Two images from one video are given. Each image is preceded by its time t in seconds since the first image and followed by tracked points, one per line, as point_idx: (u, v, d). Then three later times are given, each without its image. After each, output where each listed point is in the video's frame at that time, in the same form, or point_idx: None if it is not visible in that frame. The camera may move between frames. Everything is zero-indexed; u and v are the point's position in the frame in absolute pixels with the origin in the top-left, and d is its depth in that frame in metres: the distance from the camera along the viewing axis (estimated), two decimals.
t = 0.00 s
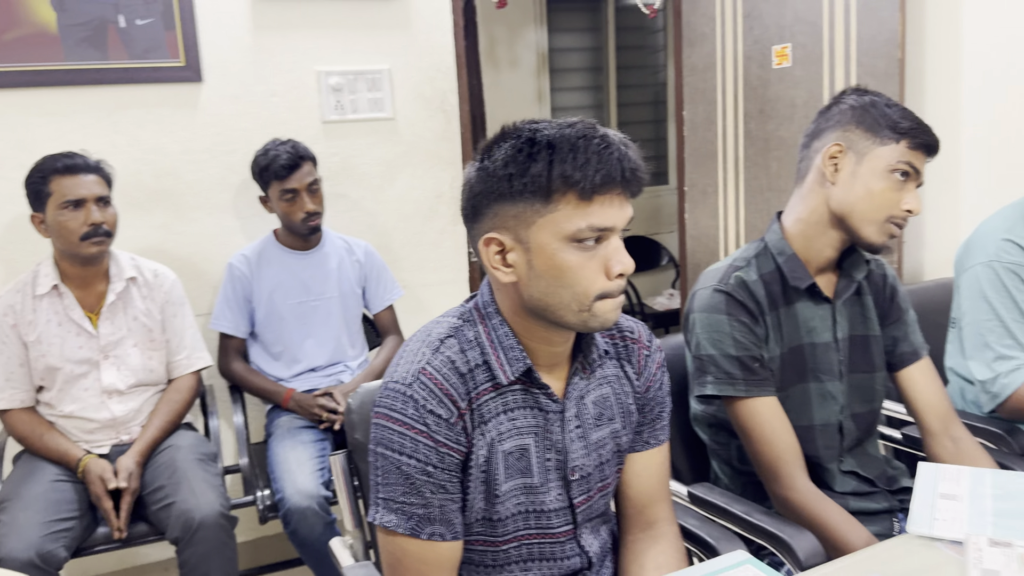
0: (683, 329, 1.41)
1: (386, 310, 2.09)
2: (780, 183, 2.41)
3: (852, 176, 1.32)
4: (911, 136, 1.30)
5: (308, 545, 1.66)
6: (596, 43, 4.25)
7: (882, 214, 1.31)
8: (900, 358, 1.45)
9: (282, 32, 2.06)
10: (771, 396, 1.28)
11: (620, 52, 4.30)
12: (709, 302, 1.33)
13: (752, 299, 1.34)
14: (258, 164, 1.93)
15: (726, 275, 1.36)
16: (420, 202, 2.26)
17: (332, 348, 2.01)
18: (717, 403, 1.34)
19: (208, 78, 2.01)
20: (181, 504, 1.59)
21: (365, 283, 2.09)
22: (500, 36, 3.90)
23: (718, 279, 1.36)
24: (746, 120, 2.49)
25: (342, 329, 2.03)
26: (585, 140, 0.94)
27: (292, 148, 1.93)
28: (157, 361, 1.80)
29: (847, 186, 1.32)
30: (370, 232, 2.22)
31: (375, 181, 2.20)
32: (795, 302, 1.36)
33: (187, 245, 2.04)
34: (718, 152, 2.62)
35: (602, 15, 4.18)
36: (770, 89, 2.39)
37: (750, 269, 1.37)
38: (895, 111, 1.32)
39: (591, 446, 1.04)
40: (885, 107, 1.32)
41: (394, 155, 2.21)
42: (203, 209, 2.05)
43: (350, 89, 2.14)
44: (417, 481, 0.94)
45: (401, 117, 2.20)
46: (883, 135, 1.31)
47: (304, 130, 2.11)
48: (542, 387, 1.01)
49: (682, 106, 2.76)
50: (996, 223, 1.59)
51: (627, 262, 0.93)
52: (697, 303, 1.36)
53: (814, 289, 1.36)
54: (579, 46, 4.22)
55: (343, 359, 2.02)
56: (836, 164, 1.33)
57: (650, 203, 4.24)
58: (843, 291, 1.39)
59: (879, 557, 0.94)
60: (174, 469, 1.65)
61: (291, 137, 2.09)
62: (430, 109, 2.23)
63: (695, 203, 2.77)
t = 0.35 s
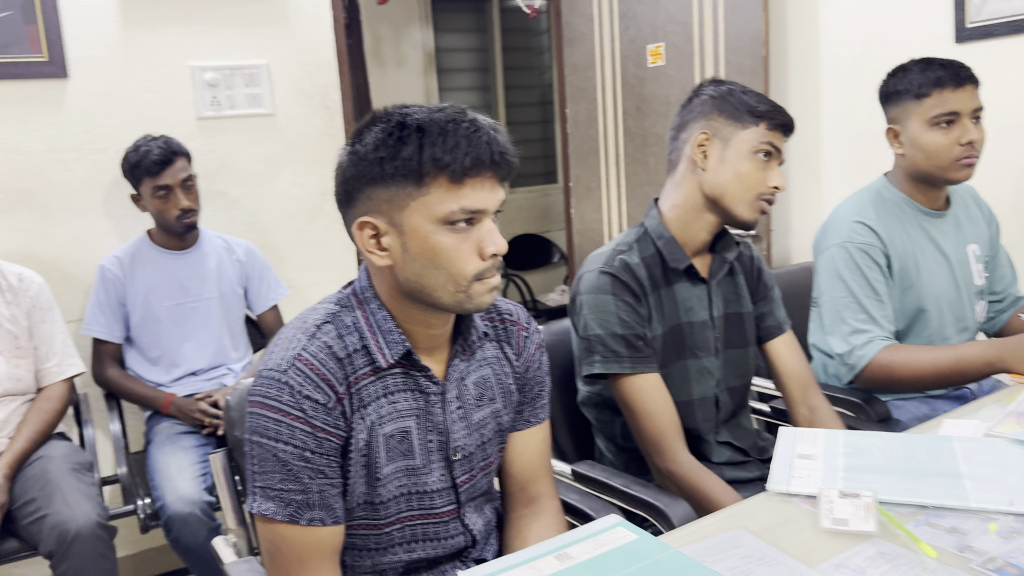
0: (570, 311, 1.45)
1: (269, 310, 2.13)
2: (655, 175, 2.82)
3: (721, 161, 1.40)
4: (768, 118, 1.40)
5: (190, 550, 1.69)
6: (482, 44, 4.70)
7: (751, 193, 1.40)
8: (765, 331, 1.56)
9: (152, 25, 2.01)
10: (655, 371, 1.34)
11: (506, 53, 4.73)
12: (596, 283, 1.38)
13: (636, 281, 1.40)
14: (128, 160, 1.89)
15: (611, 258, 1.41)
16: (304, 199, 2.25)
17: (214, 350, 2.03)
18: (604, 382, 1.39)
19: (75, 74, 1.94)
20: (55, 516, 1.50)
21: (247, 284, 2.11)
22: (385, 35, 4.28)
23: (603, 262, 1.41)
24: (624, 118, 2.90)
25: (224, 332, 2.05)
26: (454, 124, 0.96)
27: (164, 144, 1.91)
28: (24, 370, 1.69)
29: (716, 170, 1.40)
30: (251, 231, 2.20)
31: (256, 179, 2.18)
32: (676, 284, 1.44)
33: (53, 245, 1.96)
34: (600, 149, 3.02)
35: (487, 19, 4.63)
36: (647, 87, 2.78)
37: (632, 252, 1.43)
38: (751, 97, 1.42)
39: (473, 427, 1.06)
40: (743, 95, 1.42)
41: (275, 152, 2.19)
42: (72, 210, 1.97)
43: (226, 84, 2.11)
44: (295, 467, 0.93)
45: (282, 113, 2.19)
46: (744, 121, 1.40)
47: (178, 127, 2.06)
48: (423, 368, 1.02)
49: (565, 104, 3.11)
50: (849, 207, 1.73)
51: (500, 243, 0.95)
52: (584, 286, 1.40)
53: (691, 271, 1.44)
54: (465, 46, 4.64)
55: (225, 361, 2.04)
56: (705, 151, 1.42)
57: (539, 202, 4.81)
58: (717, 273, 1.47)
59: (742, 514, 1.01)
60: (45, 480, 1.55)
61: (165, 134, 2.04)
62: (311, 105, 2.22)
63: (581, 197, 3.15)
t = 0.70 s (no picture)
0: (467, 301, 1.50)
1: (165, 313, 2.06)
2: (553, 173, 2.97)
3: (610, 154, 1.47)
4: (656, 115, 1.47)
5: (81, 562, 1.64)
6: (383, 43, 4.68)
7: (641, 184, 1.47)
8: (661, 325, 1.62)
9: (32, 20, 1.98)
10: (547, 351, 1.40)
11: (407, 51, 4.73)
12: (484, 271, 1.44)
13: (525, 269, 1.46)
14: (5, 161, 1.80)
15: (501, 248, 1.47)
16: (196, 199, 2.27)
17: (105, 356, 1.95)
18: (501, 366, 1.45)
19: None
20: None
21: (139, 286, 2.04)
22: (282, 33, 4.23)
23: (493, 252, 1.47)
24: (525, 116, 3.03)
25: (116, 336, 1.97)
26: (335, 116, 0.98)
27: (45, 143, 1.83)
28: None
29: (607, 163, 1.47)
30: (141, 232, 2.20)
31: (146, 180, 2.18)
32: (566, 275, 1.49)
33: None
34: (501, 148, 3.16)
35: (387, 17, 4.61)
36: (545, 86, 2.93)
37: (523, 242, 1.48)
38: (642, 97, 1.49)
39: (369, 418, 1.07)
40: (633, 94, 1.49)
41: (167, 152, 2.20)
42: None
43: (113, 81, 2.10)
44: (183, 464, 0.92)
45: (173, 111, 2.20)
46: (635, 118, 1.47)
47: (61, 126, 2.04)
48: (315, 361, 1.02)
49: (466, 102, 3.25)
50: (732, 200, 1.84)
51: (388, 233, 0.98)
52: (474, 275, 1.46)
53: (580, 262, 1.50)
54: (365, 44, 4.61)
55: (118, 367, 1.96)
56: (596, 145, 1.48)
57: (447, 201, 4.89)
58: (609, 264, 1.53)
59: (630, 489, 1.06)
60: None
61: (47, 133, 2.02)
62: (204, 103, 2.25)
63: (484, 195, 3.26)
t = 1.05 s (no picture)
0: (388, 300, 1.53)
1: (75, 320, 2.01)
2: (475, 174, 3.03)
3: (520, 158, 1.51)
4: (565, 116, 1.51)
5: None
6: (302, 42, 4.61)
7: (551, 186, 1.50)
8: (581, 321, 1.67)
9: None
10: (474, 331, 1.42)
11: (328, 51, 4.67)
12: (401, 264, 1.47)
13: (443, 261, 1.49)
14: None
15: (419, 243, 1.51)
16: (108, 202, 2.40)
17: (13, 365, 1.89)
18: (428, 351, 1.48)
19: None
20: None
21: (48, 292, 1.97)
22: (197, 30, 4.11)
23: (411, 246, 1.50)
24: (445, 117, 3.08)
25: (23, 344, 1.91)
26: (243, 117, 0.99)
27: None
28: None
29: (518, 166, 1.51)
30: (48, 237, 2.29)
31: (54, 181, 2.28)
32: (484, 271, 1.53)
33: None
34: (424, 150, 3.19)
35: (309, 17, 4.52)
36: (465, 88, 2.99)
37: (441, 239, 1.52)
38: (549, 97, 1.52)
39: (285, 421, 1.07)
40: (541, 95, 1.52)
41: (75, 154, 2.31)
42: None
43: (16, 82, 2.18)
44: (91, 470, 0.90)
45: (81, 112, 2.32)
46: (543, 119, 1.51)
47: None
48: (228, 364, 1.02)
49: (387, 103, 3.26)
50: (646, 200, 1.92)
51: (299, 234, 0.99)
52: (392, 270, 1.49)
53: (495, 258, 1.54)
54: (283, 44, 4.54)
55: (27, 376, 1.91)
56: (507, 149, 1.52)
57: (370, 202, 4.86)
58: (527, 261, 1.58)
59: (546, 482, 1.09)
60: None
61: None
62: (115, 102, 2.38)
63: (408, 196, 3.28)
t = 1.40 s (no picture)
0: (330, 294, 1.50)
1: None
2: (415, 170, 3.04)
3: (457, 150, 1.52)
4: (500, 108, 1.53)
5: None
6: (237, 39, 4.51)
7: (489, 177, 1.52)
8: (521, 313, 1.68)
9: None
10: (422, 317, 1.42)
11: (263, 48, 4.60)
12: (344, 256, 1.45)
13: (387, 251, 1.48)
14: None
15: (361, 235, 1.49)
16: (32, 197, 2.37)
17: None
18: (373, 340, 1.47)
19: None
20: None
21: None
22: (127, 26, 3.99)
23: (353, 238, 1.48)
24: (383, 113, 3.08)
25: None
26: (170, 102, 0.97)
27: None
28: None
29: (454, 159, 1.52)
30: None
31: None
32: (427, 262, 1.53)
33: None
34: (362, 146, 3.17)
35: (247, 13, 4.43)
36: (404, 84, 3.01)
37: (384, 231, 1.50)
38: (482, 90, 1.55)
39: (217, 414, 1.06)
40: (475, 87, 1.55)
41: None
42: None
43: None
44: (10, 465, 0.86)
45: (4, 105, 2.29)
46: (479, 112, 1.53)
47: None
48: (155, 356, 1.00)
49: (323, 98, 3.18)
50: (583, 194, 1.95)
51: (227, 224, 0.97)
52: (334, 262, 1.46)
53: (438, 250, 1.53)
54: (217, 41, 4.43)
55: None
56: (444, 142, 1.54)
57: (308, 201, 4.78)
58: (469, 253, 1.59)
59: (484, 470, 1.10)
60: None
61: None
62: (41, 95, 2.37)
63: (345, 194, 3.25)
